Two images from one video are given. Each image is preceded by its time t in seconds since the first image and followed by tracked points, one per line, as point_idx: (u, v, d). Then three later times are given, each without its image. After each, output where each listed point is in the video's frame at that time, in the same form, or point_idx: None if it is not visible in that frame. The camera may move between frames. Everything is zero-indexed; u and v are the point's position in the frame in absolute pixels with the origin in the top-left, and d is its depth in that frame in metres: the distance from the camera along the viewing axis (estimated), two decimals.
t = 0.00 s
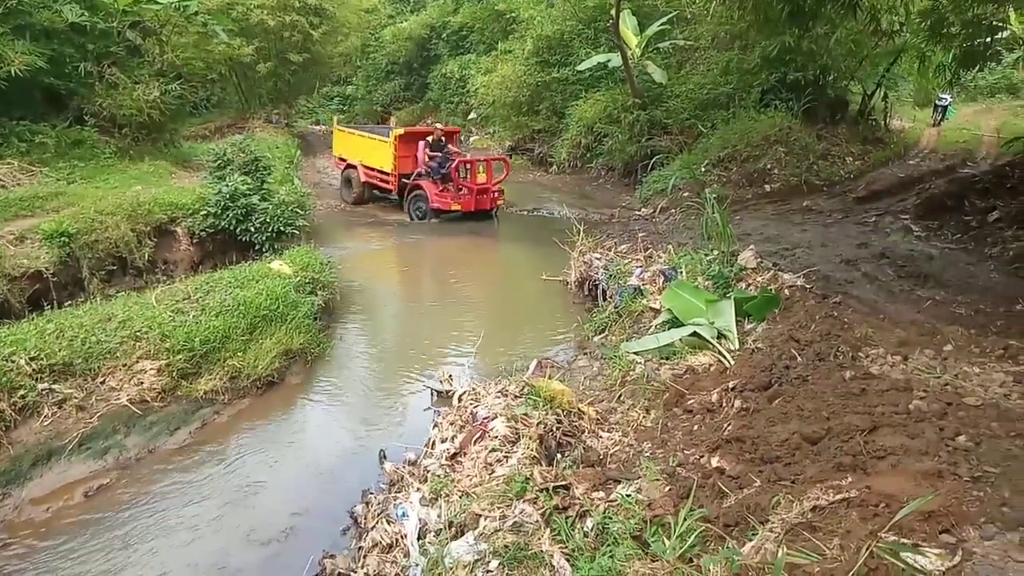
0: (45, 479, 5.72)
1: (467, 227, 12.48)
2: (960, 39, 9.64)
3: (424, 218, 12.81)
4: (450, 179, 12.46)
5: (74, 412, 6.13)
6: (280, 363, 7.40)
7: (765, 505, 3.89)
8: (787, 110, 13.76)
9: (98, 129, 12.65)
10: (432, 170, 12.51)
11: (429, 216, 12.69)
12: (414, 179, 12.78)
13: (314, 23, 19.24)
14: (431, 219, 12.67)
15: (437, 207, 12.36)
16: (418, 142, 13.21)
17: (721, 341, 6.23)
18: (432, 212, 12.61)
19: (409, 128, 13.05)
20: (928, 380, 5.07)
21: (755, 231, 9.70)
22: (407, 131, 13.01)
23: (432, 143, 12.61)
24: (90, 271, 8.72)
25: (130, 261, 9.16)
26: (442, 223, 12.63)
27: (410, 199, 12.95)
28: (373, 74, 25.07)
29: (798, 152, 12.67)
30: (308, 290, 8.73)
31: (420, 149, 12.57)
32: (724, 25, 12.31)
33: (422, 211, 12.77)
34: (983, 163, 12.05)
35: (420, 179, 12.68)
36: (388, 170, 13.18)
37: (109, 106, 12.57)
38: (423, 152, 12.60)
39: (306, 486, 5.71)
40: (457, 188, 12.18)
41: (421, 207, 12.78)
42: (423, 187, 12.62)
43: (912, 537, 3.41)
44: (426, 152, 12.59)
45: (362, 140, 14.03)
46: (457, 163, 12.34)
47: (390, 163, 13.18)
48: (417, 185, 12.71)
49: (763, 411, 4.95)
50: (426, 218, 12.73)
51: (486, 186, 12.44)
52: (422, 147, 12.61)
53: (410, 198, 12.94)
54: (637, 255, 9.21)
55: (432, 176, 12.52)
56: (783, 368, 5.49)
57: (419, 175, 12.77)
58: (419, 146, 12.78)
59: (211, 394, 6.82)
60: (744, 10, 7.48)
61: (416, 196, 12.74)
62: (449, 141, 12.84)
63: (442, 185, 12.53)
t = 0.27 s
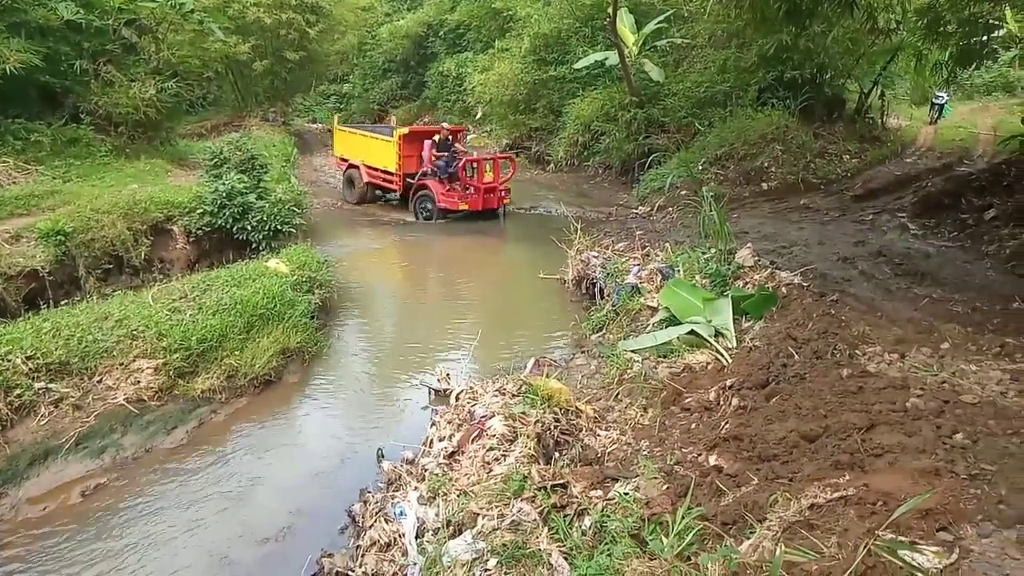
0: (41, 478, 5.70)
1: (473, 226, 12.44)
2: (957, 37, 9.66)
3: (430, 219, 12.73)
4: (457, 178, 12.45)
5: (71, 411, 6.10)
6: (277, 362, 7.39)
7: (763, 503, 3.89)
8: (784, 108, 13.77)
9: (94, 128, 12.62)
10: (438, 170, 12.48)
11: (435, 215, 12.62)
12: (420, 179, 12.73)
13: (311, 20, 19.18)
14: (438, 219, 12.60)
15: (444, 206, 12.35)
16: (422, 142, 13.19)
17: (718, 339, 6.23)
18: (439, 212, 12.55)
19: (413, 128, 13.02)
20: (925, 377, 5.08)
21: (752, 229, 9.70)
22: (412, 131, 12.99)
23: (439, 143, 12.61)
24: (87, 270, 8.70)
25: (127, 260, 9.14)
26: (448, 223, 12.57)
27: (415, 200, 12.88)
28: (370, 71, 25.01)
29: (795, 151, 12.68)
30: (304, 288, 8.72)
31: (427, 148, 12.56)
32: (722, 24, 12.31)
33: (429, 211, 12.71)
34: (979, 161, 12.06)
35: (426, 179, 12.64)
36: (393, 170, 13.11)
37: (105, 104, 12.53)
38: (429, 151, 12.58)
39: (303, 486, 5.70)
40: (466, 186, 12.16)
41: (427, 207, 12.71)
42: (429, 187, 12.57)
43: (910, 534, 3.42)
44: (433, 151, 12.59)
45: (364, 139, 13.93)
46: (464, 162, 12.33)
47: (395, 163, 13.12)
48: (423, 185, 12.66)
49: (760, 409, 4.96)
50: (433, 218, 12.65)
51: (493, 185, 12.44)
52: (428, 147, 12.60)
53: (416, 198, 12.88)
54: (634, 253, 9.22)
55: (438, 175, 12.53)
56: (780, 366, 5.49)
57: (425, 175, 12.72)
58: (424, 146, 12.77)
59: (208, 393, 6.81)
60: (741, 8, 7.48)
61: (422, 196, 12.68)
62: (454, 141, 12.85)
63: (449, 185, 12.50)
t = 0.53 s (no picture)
0: (41, 483, 5.70)
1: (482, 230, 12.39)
2: (955, 37, 9.67)
3: (438, 223, 12.67)
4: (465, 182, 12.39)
5: (70, 415, 6.10)
6: (277, 365, 7.40)
7: (763, 505, 3.89)
8: (783, 108, 13.78)
9: (93, 132, 12.63)
10: (446, 173, 12.43)
11: (443, 219, 12.55)
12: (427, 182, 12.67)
13: (309, 24, 19.20)
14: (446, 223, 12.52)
15: (452, 210, 12.29)
16: (427, 145, 13.14)
17: (717, 340, 6.23)
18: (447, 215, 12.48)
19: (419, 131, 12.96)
20: (925, 378, 5.08)
21: (752, 230, 9.71)
22: (418, 134, 12.93)
23: (446, 146, 12.55)
24: (86, 274, 8.70)
25: (126, 264, 9.14)
26: (457, 227, 12.51)
27: (422, 203, 12.81)
28: (370, 74, 25.02)
29: (794, 151, 12.69)
30: (304, 291, 8.72)
31: (434, 152, 12.50)
32: (720, 25, 12.32)
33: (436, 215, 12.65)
34: (978, 161, 12.07)
35: (433, 182, 12.58)
36: (398, 173, 13.06)
37: (104, 108, 12.54)
38: (436, 155, 12.53)
39: (303, 489, 5.70)
40: (475, 190, 12.11)
41: (434, 211, 12.64)
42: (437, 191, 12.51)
43: (910, 535, 3.42)
44: (440, 155, 12.53)
45: (368, 143, 13.87)
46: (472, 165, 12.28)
47: (401, 166, 13.06)
48: (431, 189, 12.60)
49: (760, 410, 4.96)
50: (440, 222, 12.58)
51: (502, 188, 12.39)
52: (435, 150, 12.54)
53: (423, 202, 12.81)
54: (633, 255, 9.22)
55: (446, 179, 12.47)
56: (780, 367, 5.49)
57: (432, 179, 12.66)
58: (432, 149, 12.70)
59: (208, 397, 6.81)
60: (739, 10, 7.49)
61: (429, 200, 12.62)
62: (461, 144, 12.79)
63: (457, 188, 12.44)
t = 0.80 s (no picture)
0: (31, 491, 5.66)
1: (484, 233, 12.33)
2: (943, 39, 9.72)
3: (439, 225, 12.61)
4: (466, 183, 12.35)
5: (61, 422, 6.08)
6: (270, 370, 7.38)
7: (756, 506, 3.90)
8: (774, 110, 13.84)
9: (83, 137, 12.59)
10: (447, 175, 12.40)
11: (444, 221, 12.48)
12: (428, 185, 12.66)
13: (300, 28, 19.21)
14: (448, 226, 12.45)
15: (454, 212, 12.26)
16: (427, 149, 13.16)
17: (710, 342, 6.25)
18: (448, 217, 12.43)
19: (419, 134, 12.99)
20: (916, 378, 5.10)
21: (744, 231, 9.74)
22: (419, 138, 12.96)
23: (447, 148, 12.54)
24: (77, 279, 8.66)
25: (117, 269, 9.10)
26: (459, 229, 12.44)
27: (424, 206, 12.77)
28: (361, 78, 25.02)
29: (785, 153, 12.74)
30: (297, 296, 8.71)
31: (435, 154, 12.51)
32: (710, 27, 12.37)
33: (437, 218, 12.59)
34: (967, 162, 12.15)
35: (434, 184, 12.56)
36: (398, 176, 13.06)
37: (94, 113, 12.50)
38: (437, 157, 12.55)
39: (296, 494, 5.68)
40: (476, 191, 12.06)
41: (435, 214, 12.59)
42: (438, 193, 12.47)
43: (902, 535, 3.43)
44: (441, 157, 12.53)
45: (366, 146, 13.83)
46: (473, 166, 12.24)
47: (401, 170, 13.07)
48: (432, 191, 12.57)
49: (753, 411, 4.97)
50: (441, 225, 12.52)
51: (503, 189, 12.33)
52: (437, 152, 12.54)
53: (424, 205, 12.77)
54: (626, 257, 9.24)
55: (447, 180, 12.42)
56: (772, 368, 5.51)
57: (433, 181, 12.65)
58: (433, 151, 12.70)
59: (200, 402, 6.79)
60: (729, 12, 7.52)
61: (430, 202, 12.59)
62: (462, 147, 12.79)
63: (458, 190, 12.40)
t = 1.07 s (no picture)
0: (27, 496, 5.64)
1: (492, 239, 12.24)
2: (937, 42, 9.73)
3: (448, 232, 12.52)
4: (474, 190, 12.18)
5: (57, 427, 6.06)
6: (266, 374, 7.36)
7: (754, 509, 3.90)
8: (769, 113, 13.87)
9: (79, 141, 12.57)
10: (454, 182, 12.24)
11: (453, 229, 12.40)
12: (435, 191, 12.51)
13: (297, 32, 19.13)
14: (456, 232, 12.38)
15: (462, 219, 12.13)
16: (432, 153, 12.99)
17: (707, 345, 6.25)
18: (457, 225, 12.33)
19: (423, 139, 12.77)
20: (913, 380, 5.11)
21: (740, 234, 9.75)
22: (424, 142, 12.75)
23: (453, 154, 12.33)
24: (73, 284, 8.64)
25: (113, 274, 9.08)
26: (467, 236, 12.35)
27: (431, 213, 12.64)
28: (358, 82, 25.01)
29: (781, 156, 12.77)
30: (293, 300, 8.69)
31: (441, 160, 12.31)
32: (706, 31, 12.39)
33: (445, 224, 12.49)
34: (962, 164, 12.18)
35: (441, 191, 12.41)
36: (404, 183, 12.92)
37: (90, 118, 12.49)
38: (443, 164, 12.32)
39: (293, 500, 5.66)
40: (483, 199, 11.90)
41: (443, 220, 12.48)
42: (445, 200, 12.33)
43: (900, 538, 3.43)
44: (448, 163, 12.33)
45: (370, 152, 13.68)
46: (480, 173, 12.05)
47: (407, 175, 12.91)
48: (439, 198, 12.43)
49: (750, 414, 4.97)
50: (450, 231, 12.45)
51: (511, 195, 12.18)
52: (442, 158, 12.34)
53: (432, 211, 12.64)
54: (623, 260, 9.24)
55: (454, 187, 12.25)
56: (769, 371, 5.51)
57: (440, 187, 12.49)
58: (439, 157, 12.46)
59: (197, 408, 6.77)
60: (725, 15, 7.56)
61: (438, 209, 12.45)
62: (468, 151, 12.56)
63: (465, 196, 12.25)
